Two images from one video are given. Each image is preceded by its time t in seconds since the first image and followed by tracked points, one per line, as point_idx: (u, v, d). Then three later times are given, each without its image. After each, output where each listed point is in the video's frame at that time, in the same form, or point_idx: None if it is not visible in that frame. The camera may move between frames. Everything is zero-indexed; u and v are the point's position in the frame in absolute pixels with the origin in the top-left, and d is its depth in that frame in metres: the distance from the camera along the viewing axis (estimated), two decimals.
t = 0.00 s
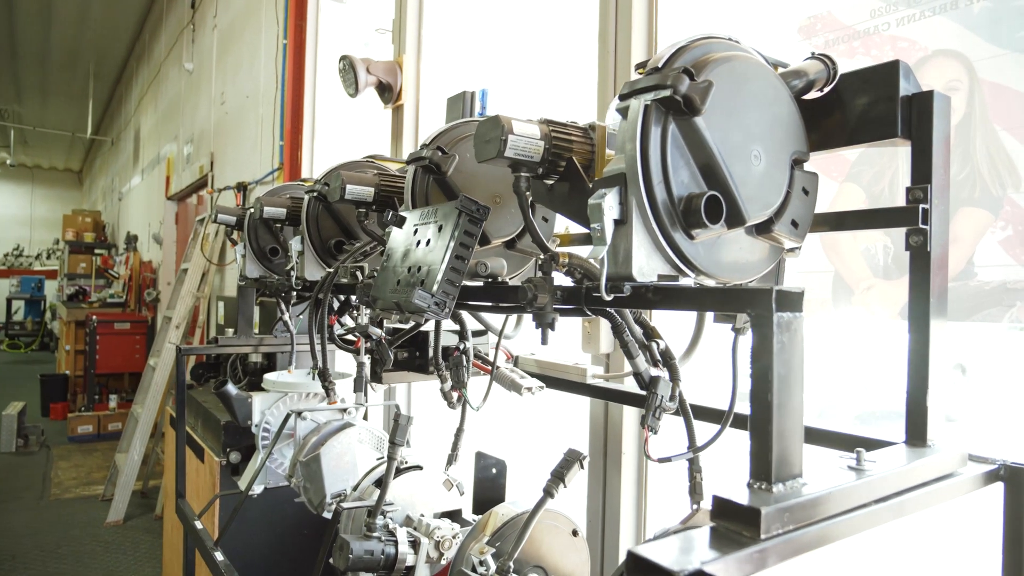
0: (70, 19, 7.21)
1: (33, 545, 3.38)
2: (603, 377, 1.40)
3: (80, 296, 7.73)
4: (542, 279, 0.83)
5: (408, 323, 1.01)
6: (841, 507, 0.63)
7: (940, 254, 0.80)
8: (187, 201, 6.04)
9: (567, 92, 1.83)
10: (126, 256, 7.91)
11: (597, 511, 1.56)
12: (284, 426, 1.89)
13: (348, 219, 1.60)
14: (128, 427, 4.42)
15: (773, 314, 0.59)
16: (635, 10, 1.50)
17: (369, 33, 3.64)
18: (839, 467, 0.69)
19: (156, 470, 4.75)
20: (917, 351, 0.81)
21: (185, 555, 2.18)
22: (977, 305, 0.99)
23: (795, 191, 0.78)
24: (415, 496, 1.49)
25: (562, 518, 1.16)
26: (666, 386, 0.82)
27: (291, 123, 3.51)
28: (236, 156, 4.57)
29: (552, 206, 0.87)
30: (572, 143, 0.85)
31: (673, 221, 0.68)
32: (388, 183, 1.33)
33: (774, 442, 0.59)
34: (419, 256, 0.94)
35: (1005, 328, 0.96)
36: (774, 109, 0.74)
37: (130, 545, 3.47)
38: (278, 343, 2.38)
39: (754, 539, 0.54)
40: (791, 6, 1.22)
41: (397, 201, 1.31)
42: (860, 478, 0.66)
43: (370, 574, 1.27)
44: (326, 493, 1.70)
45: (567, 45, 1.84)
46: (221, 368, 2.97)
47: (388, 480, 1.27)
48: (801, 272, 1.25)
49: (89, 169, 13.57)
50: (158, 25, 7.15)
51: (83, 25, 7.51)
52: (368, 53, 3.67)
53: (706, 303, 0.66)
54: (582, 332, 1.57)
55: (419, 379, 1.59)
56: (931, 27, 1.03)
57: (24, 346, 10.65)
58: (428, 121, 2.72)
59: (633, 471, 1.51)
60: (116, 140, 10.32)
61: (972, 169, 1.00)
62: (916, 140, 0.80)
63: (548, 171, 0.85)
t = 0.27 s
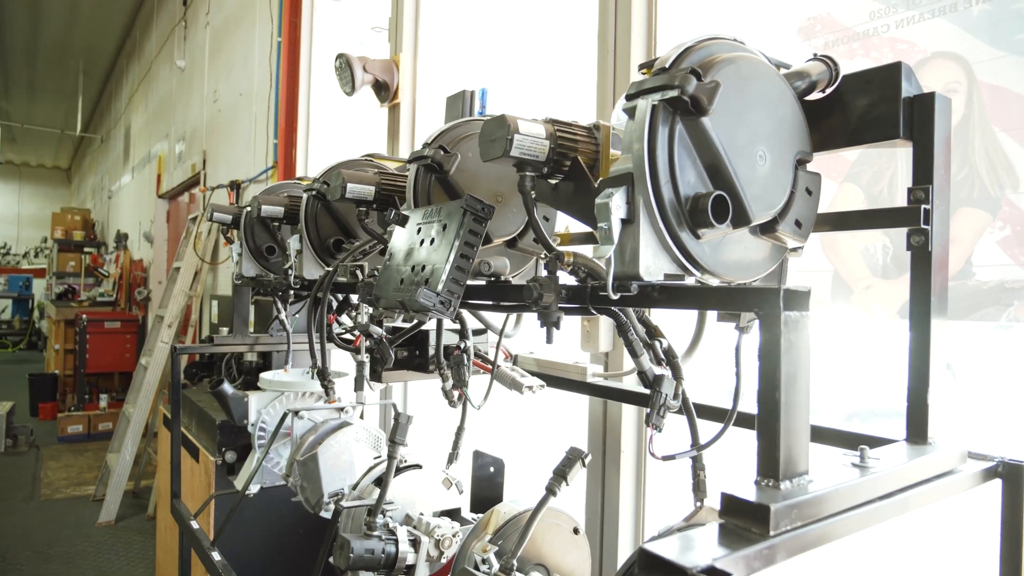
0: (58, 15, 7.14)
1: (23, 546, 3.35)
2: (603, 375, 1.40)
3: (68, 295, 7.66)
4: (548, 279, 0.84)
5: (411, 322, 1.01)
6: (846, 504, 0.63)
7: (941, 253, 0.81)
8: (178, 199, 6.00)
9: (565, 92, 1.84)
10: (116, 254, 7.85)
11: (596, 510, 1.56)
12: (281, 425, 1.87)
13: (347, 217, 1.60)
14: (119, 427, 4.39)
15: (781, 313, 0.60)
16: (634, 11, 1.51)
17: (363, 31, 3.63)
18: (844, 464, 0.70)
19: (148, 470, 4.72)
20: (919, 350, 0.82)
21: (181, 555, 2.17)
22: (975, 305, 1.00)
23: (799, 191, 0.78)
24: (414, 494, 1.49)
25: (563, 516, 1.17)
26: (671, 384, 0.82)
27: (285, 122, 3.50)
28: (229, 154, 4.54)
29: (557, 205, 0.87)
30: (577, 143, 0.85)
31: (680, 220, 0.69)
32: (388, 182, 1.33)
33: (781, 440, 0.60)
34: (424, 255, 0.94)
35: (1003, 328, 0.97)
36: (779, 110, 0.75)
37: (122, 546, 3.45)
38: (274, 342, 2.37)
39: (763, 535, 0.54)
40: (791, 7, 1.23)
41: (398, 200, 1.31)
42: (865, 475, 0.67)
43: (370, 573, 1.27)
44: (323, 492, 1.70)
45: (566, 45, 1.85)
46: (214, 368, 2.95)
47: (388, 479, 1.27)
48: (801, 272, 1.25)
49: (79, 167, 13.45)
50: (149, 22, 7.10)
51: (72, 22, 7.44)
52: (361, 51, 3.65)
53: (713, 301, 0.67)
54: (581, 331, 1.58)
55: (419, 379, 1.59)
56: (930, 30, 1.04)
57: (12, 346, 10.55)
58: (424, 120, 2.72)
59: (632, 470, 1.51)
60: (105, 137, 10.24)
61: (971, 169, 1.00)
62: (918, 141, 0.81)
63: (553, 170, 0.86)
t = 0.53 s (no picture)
0: (45, 12, 7.07)
1: (12, 548, 3.32)
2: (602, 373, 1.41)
3: (55, 295, 7.59)
4: (552, 277, 0.84)
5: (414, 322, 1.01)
6: (852, 500, 0.64)
7: (942, 252, 0.82)
8: (168, 198, 5.96)
9: (563, 92, 1.85)
10: (104, 253, 7.78)
11: (594, 508, 1.57)
12: (277, 424, 1.85)
13: (345, 216, 1.59)
14: (108, 428, 4.35)
15: (788, 310, 0.61)
16: (631, 11, 1.52)
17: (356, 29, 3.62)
18: (848, 460, 0.71)
19: (138, 471, 4.68)
20: (920, 346, 0.83)
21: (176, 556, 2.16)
22: (972, 303, 1.02)
23: (802, 190, 0.79)
24: (413, 493, 1.49)
25: (564, 514, 1.17)
26: (675, 382, 0.83)
27: (278, 120, 3.49)
28: (220, 152, 4.52)
29: (561, 204, 0.87)
30: (581, 142, 0.85)
31: (687, 219, 0.69)
32: (388, 181, 1.32)
33: (789, 436, 0.60)
34: (428, 253, 0.94)
35: (1000, 326, 0.99)
36: (783, 110, 0.76)
37: (113, 547, 3.42)
38: (268, 342, 2.36)
39: (772, 531, 0.55)
40: (789, 8, 1.24)
41: (397, 198, 1.30)
42: (869, 470, 0.68)
43: (371, 571, 1.27)
44: (320, 492, 1.70)
45: (563, 45, 1.86)
46: (207, 368, 2.93)
47: (388, 478, 1.27)
48: (800, 270, 1.26)
49: (65, 165, 13.31)
50: (138, 20, 7.05)
51: (59, 19, 7.37)
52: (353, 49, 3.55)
53: (722, 300, 0.67)
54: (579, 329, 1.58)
55: (417, 378, 1.59)
56: (928, 31, 1.05)
57: None
58: (419, 119, 2.72)
59: (630, 468, 1.52)
60: (93, 135, 10.15)
61: (967, 169, 1.02)
62: (918, 140, 0.82)
63: (557, 169, 0.85)
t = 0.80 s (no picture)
0: (34, 9, 7.00)
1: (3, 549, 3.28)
2: (605, 371, 1.42)
3: (44, 293, 7.52)
4: (560, 275, 0.84)
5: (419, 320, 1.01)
6: (862, 495, 0.65)
7: (946, 251, 0.82)
8: (159, 196, 5.91)
9: (562, 91, 1.85)
10: (94, 252, 7.72)
11: (594, 505, 1.57)
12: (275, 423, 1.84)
13: (345, 214, 1.59)
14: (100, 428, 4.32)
15: (800, 308, 0.61)
16: (632, 10, 1.53)
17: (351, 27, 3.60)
18: (857, 456, 0.72)
19: (130, 471, 4.65)
20: (925, 344, 0.84)
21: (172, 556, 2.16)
22: (973, 301, 1.02)
23: (809, 189, 0.80)
24: (414, 492, 1.49)
25: (568, 512, 1.16)
26: (682, 380, 0.83)
27: (273, 118, 3.48)
28: (213, 150, 4.49)
29: (569, 202, 0.87)
30: (588, 140, 0.86)
31: (696, 217, 0.69)
32: (390, 179, 1.32)
33: (802, 433, 0.61)
34: (435, 251, 0.94)
35: (1001, 324, 1.00)
36: (791, 108, 0.76)
37: (105, 548, 3.39)
38: (265, 341, 2.35)
39: (787, 526, 0.55)
40: (791, 8, 1.24)
41: (400, 196, 1.30)
42: (877, 467, 0.68)
43: (373, 570, 1.27)
44: (318, 491, 1.68)
45: (562, 44, 1.86)
46: (201, 366, 2.92)
47: (389, 477, 1.27)
48: (802, 269, 1.26)
49: (53, 163, 13.17)
50: (128, 16, 6.99)
51: (48, 16, 7.31)
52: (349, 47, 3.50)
53: (732, 298, 0.68)
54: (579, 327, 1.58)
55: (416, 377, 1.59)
56: (930, 30, 1.06)
57: None
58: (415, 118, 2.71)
59: (631, 465, 1.53)
60: (82, 133, 10.07)
61: (969, 169, 1.03)
62: (923, 139, 0.82)
63: (565, 167, 0.85)
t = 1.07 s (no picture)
0: (21, 5, 6.93)
1: None
2: (606, 369, 1.42)
3: (32, 292, 7.45)
4: (568, 272, 0.83)
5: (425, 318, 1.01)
6: (871, 489, 0.66)
7: (951, 249, 0.83)
8: (149, 194, 5.86)
9: (562, 90, 1.85)
10: (83, 251, 7.65)
11: (595, 503, 1.57)
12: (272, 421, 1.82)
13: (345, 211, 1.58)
14: (91, 427, 4.28)
15: (814, 305, 0.61)
16: (633, 9, 1.53)
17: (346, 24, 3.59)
18: (866, 451, 0.72)
19: (121, 471, 4.61)
20: (930, 340, 0.85)
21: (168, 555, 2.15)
22: (974, 298, 1.03)
23: (817, 187, 0.80)
24: (415, 490, 1.49)
25: (572, 508, 1.16)
26: (690, 377, 0.83)
27: (267, 115, 3.46)
28: (205, 147, 4.46)
29: (578, 199, 0.88)
30: (597, 137, 0.86)
31: (708, 213, 0.70)
32: (393, 176, 1.31)
33: (814, 428, 0.61)
34: (441, 247, 0.93)
35: (1001, 321, 1.01)
36: (799, 106, 0.76)
37: (97, 548, 3.37)
38: (262, 339, 2.34)
39: (802, 520, 0.56)
40: (792, 7, 1.25)
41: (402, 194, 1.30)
42: (886, 462, 0.69)
43: (375, 568, 1.26)
44: (318, 489, 1.68)
45: (561, 42, 1.86)
46: (195, 365, 2.90)
47: (391, 474, 1.27)
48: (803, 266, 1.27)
49: (40, 160, 13.04)
50: (117, 12, 6.92)
51: (36, 12, 7.24)
52: (343, 44, 3.50)
53: (742, 294, 0.68)
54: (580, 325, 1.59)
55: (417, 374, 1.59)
56: (931, 30, 1.07)
57: None
58: (412, 116, 2.70)
59: (632, 462, 1.54)
60: (70, 131, 9.98)
61: (971, 167, 1.04)
62: (929, 137, 0.83)
63: (573, 164, 0.85)
